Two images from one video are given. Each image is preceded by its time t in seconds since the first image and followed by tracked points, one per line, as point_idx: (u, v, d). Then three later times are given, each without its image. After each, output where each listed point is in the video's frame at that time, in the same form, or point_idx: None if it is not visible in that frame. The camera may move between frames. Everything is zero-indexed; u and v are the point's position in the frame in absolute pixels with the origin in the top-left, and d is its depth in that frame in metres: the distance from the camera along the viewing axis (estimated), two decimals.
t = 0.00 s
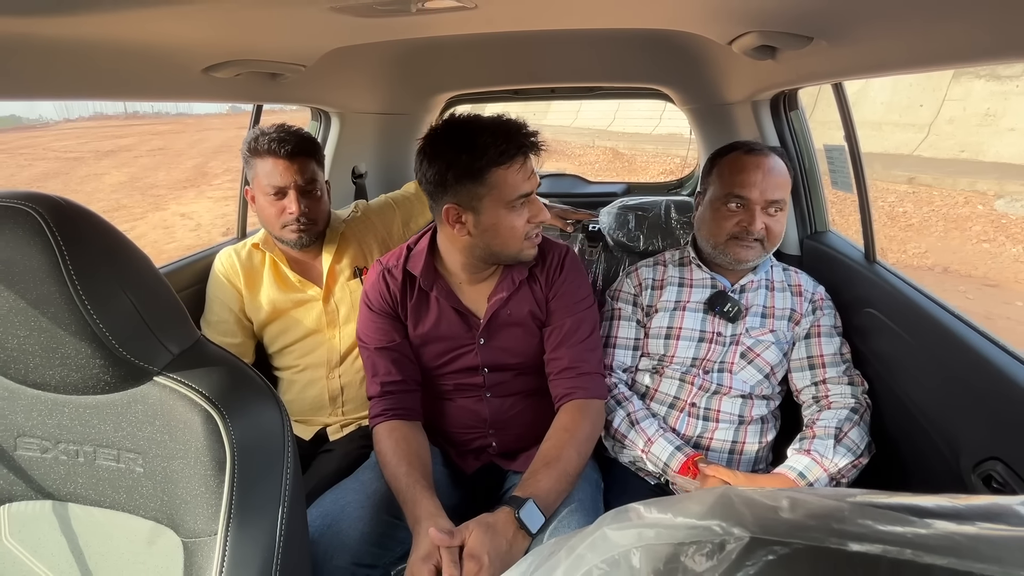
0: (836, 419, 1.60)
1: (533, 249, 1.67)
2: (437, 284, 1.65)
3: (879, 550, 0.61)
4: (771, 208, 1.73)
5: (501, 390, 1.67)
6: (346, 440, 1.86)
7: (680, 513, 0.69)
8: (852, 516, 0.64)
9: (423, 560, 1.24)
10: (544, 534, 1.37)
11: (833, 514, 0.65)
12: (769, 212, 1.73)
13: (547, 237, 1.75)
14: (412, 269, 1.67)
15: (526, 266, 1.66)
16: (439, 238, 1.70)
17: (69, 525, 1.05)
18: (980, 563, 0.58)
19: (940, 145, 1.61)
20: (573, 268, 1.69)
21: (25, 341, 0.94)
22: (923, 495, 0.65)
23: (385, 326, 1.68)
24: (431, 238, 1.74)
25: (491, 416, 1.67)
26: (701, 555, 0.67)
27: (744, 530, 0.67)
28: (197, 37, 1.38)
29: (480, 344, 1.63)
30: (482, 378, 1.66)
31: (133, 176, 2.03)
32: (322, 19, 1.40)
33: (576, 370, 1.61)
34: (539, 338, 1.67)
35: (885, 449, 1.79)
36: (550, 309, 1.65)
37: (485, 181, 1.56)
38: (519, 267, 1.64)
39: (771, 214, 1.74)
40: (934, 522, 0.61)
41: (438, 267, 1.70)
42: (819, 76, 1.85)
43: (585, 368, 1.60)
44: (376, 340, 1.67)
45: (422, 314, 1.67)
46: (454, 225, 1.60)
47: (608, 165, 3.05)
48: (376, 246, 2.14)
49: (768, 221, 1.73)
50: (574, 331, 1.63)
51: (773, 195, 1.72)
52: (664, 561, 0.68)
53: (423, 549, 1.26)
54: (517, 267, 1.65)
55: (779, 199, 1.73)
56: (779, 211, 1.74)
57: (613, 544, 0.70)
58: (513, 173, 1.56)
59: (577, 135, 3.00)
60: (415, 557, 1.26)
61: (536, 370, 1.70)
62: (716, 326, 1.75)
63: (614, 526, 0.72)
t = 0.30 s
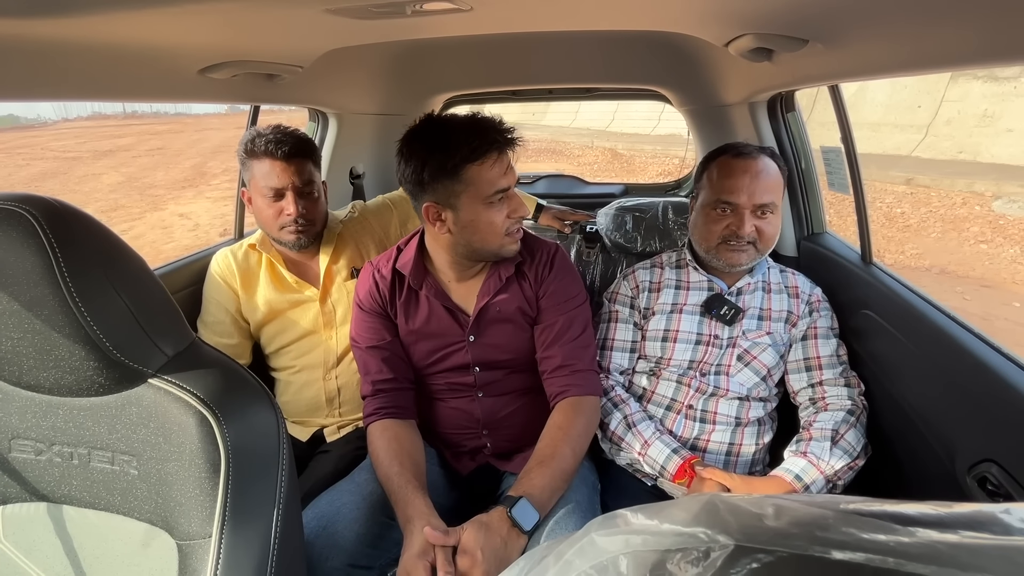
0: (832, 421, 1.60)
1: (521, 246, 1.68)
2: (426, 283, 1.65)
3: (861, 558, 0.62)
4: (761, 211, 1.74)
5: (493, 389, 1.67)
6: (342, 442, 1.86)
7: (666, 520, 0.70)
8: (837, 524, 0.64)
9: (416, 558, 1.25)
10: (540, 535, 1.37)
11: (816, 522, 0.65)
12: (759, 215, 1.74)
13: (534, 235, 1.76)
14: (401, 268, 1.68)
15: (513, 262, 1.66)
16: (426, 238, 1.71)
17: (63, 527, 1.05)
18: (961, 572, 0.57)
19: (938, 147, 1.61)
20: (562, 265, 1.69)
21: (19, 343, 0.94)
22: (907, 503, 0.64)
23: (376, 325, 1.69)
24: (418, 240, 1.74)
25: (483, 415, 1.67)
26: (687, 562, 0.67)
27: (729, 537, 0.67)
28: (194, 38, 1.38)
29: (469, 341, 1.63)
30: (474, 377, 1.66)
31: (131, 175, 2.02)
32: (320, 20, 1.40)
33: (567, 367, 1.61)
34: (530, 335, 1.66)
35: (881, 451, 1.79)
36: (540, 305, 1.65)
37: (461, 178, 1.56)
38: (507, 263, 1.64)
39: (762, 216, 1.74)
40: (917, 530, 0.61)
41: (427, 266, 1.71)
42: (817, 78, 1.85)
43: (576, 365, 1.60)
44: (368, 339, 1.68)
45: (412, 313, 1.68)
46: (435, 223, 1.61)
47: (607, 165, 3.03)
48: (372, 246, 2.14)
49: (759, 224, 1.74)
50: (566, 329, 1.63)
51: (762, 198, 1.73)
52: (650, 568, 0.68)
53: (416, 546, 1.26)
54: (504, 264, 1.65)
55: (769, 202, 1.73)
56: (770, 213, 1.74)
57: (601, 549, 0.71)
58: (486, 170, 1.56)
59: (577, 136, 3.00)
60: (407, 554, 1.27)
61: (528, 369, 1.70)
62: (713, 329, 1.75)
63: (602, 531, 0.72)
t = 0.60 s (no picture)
0: (832, 420, 1.60)
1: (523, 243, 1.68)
2: (428, 280, 1.66)
3: (862, 553, 0.61)
4: (743, 204, 1.76)
5: (494, 386, 1.67)
6: (343, 440, 1.86)
7: (667, 516, 0.70)
8: (838, 520, 0.64)
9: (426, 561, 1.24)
10: (542, 534, 1.37)
11: (817, 518, 0.65)
12: (740, 208, 1.76)
13: (535, 232, 1.76)
14: (402, 265, 1.69)
15: (515, 259, 1.66)
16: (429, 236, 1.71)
17: (65, 525, 1.05)
18: (961, 566, 0.57)
19: (939, 146, 1.61)
20: (564, 263, 1.70)
21: (21, 341, 0.94)
22: (910, 500, 0.64)
23: (378, 321, 1.69)
24: (421, 238, 1.75)
25: (485, 413, 1.67)
26: (688, 558, 0.67)
27: (730, 533, 0.67)
28: (195, 37, 1.38)
29: (471, 338, 1.63)
30: (475, 374, 1.67)
31: (132, 174, 2.03)
32: (321, 19, 1.40)
33: (568, 364, 1.61)
34: (531, 332, 1.67)
35: (881, 450, 1.79)
36: (541, 302, 1.65)
37: (465, 176, 1.57)
38: (509, 261, 1.65)
39: (744, 210, 1.77)
40: (917, 526, 0.61)
41: (429, 264, 1.71)
42: (818, 77, 1.85)
43: (578, 362, 1.60)
44: (369, 336, 1.68)
45: (414, 311, 1.68)
46: (439, 220, 1.61)
47: (607, 164, 2.99)
48: (372, 244, 2.14)
49: (740, 217, 1.76)
50: (567, 326, 1.63)
51: (739, 191, 1.76)
52: (651, 564, 0.68)
53: (426, 550, 1.25)
54: (507, 262, 1.66)
55: (750, 195, 1.76)
56: (752, 206, 1.76)
57: (602, 545, 0.71)
58: (491, 168, 1.56)
59: (577, 135, 2.98)
60: (416, 557, 1.25)
61: (529, 366, 1.70)
62: (713, 328, 1.75)
63: (603, 527, 0.72)
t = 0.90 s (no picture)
0: (834, 419, 1.60)
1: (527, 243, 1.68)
2: (432, 279, 1.66)
3: (865, 547, 0.61)
4: (720, 195, 1.79)
5: (496, 385, 1.67)
6: (344, 439, 1.86)
7: (669, 511, 0.70)
8: (840, 514, 0.64)
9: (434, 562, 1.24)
10: (542, 532, 1.36)
11: (820, 512, 0.65)
12: (717, 200, 1.78)
13: (538, 233, 1.76)
14: (406, 264, 1.69)
15: (520, 260, 1.66)
16: (434, 235, 1.72)
17: (66, 523, 1.06)
18: (965, 560, 0.57)
19: (940, 146, 1.60)
20: (568, 262, 1.70)
21: (22, 338, 0.94)
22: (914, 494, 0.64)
23: (381, 320, 1.69)
24: (425, 236, 1.75)
25: (487, 411, 1.67)
26: (691, 552, 0.67)
27: (733, 526, 0.67)
28: (194, 35, 1.37)
29: (474, 337, 1.63)
30: (477, 373, 1.67)
31: (133, 173, 2.03)
32: (321, 17, 1.40)
33: (571, 363, 1.61)
34: (534, 331, 1.67)
35: (882, 448, 1.79)
36: (544, 302, 1.65)
37: (475, 176, 1.56)
38: (514, 261, 1.64)
39: (722, 201, 1.78)
40: (920, 520, 0.61)
41: (433, 263, 1.71)
42: (819, 76, 1.85)
43: (580, 361, 1.60)
44: (372, 334, 1.68)
45: (418, 310, 1.68)
46: (446, 219, 1.62)
47: (608, 164, 2.96)
48: (373, 243, 2.14)
49: (717, 208, 1.78)
50: (570, 325, 1.63)
51: (714, 183, 1.79)
52: (654, 558, 0.69)
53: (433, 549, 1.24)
54: (512, 262, 1.65)
55: (726, 185, 1.78)
56: (730, 197, 1.78)
57: (604, 541, 0.71)
58: (499, 169, 1.56)
59: (577, 134, 2.95)
60: (424, 558, 1.25)
61: (532, 365, 1.70)
62: (713, 327, 1.75)
63: (605, 522, 0.73)
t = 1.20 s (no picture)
0: (847, 418, 1.59)
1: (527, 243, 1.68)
2: (432, 278, 1.66)
3: (887, 540, 0.61)
4: (709, 192, 1.79)
5: (497, 383, 1.67)
6: (345, 437, 1.86)
7: (683, 505, 0.69)
8: (858, 508, 0.63)
9: (438, 552, 1.22)
10: (543, 531, 1.36)
11: (839, 506, 0.64)
12: (706, 197, 1.79)
13: (539, 231, 1.76)
14: (406, 262, 1.68)
15: (520, 259, 1.66)
16: (434, 234, 1.71)
17: (67, 520, 1.05)
18: (989, 554, 0.57)
19: (941, 145, 1.59)
20: (568, 262, 1.69)
21: (24, 335, 0.94)
22: (933, 488, 0.63)
23: (382, 317, 1.69)
24: (426, 235, 1.75)
25: (488, 410, 1.67)
26: (705, 547, 0.67)
27: (749, 520, 0.66)
28: (194, 32, 1.37)
29: (475, 336, 1.63)
30: (478, 371, 1.66)
31: (134, 172, 2.02)
32: (322, 14, 1.40)
33: (572, 362, 1.60)
34: (535, 330, 1.66)
35: (886, 446, 1.78)
36: (545, 301, 1.65)
37: (476, 175, 1.56)
38: (514, 260, 1.64)
39: (712, 198, 1.79)
40: (942, 513, 0.60)
41: (434, 262, 1.71)
42: (821, 73, 1.84)
43: (580, 359, 1.60)
44: (374, 331, 1.68)
45: (419, 308, 1.68)
46: (446, 218, 1.61)
47: (608, 163, 2.92)
48: (374, 241, 2.13)
49: (707, 205, 1.78)
50: (570, 324, 1.62)
51: (701, 180, 1.80)
52: (668, 554, 0.67)
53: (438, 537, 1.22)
54: (511, 261, 1.65)
55: (714, 182, 1.78)
56: (719, 193, 1.78)
57: (615, 536, 0.70)
58: (499, 169, 1.55)
59: (577, 134, 2.93)
60: (427, 548, 1.23)
61: (532, 364, 1.70)
62: (715, 326, 1.75)
63: (615, 517, 0.72)
